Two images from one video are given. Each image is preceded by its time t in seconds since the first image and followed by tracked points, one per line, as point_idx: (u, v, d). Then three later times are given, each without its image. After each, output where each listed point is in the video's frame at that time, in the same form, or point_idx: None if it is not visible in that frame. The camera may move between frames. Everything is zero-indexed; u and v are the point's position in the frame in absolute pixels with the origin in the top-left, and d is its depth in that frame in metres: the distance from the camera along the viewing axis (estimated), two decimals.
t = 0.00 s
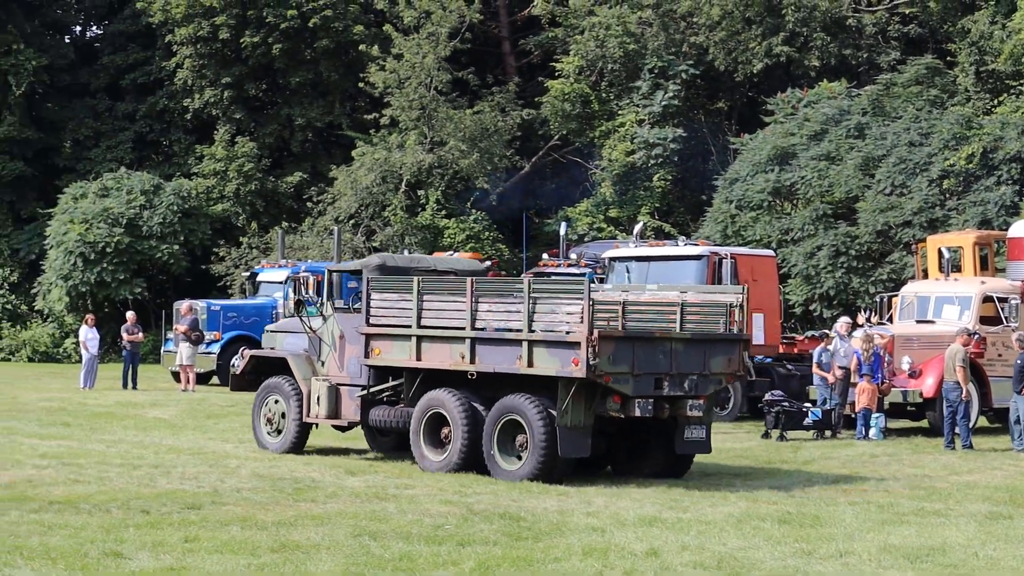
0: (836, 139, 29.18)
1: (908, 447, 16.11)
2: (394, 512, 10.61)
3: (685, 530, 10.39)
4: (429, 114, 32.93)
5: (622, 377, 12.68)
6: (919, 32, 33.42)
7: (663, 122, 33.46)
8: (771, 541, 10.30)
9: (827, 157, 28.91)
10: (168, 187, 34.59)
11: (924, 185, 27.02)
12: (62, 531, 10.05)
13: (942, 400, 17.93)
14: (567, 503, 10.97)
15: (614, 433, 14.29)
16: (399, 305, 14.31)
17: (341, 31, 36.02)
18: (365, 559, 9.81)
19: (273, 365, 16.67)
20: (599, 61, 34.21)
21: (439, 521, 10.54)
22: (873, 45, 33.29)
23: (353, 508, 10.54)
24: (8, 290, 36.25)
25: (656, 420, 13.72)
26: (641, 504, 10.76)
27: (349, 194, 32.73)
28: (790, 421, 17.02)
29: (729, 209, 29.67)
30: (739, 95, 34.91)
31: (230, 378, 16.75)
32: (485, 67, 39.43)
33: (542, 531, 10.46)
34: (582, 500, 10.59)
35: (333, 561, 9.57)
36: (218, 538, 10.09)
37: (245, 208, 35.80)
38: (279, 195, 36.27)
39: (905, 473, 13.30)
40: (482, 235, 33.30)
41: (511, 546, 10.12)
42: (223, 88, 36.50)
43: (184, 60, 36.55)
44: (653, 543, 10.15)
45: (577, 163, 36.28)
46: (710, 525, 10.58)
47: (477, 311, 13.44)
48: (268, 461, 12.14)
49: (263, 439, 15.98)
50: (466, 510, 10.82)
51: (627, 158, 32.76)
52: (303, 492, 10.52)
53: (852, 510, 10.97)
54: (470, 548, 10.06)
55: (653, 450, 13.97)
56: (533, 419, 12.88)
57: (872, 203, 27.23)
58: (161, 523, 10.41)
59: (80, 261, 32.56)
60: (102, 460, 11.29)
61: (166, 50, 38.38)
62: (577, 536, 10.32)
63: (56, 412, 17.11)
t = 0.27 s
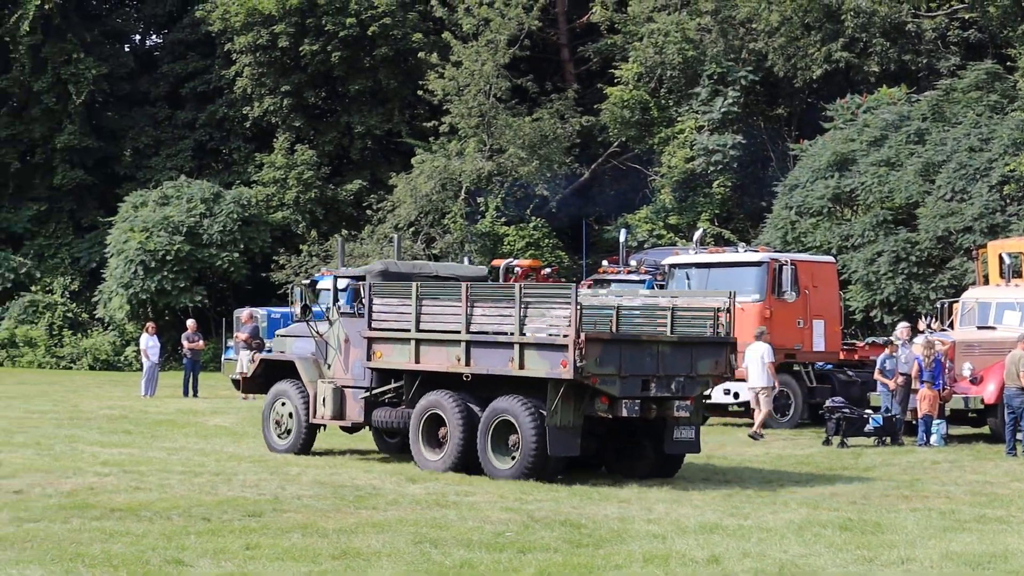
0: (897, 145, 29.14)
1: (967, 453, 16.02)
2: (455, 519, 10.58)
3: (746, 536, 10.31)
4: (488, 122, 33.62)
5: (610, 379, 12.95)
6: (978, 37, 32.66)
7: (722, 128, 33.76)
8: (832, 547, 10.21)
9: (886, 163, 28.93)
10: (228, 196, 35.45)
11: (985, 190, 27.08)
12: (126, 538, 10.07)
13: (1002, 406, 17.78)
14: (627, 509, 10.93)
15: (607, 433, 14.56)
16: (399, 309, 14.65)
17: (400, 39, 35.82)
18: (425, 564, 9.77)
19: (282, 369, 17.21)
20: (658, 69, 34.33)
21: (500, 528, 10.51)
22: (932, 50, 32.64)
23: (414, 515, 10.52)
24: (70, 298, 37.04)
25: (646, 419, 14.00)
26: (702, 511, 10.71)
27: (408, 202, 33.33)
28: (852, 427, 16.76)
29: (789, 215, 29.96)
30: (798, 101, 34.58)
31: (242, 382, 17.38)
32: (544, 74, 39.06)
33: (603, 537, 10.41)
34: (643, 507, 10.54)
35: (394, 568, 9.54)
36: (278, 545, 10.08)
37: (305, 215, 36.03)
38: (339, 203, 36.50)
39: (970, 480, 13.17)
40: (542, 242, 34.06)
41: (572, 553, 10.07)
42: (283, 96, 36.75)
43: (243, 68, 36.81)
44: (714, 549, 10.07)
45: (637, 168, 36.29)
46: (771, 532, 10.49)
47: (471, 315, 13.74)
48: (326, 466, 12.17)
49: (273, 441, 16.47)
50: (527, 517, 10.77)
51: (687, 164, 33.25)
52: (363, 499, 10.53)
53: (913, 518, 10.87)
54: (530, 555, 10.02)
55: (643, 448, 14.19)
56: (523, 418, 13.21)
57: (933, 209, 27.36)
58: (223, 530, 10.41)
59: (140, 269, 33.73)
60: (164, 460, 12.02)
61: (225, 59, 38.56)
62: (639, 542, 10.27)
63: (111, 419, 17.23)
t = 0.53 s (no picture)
0: (960, 149, 28.54)
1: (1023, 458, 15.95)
2: (520, 523, 10.57)
3: (811, 542, 10.27)
4: (550, 127, 32.86)
5: (621, 380, 13.38)
6: None
7: (785, 133, 32.89)
8: (898, 553, 10.16)
9: (950, 167, 28.28)
10: (291, 201, 35.35)
11: None
12: (191, 544, 10.05)
13: None
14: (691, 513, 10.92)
15: (621, 433, 15.12)
16: (421, 312, 15.19)
17: (462, 44, 35.86)
18: (492, 569, 9.76)
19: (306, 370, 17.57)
20: (721, 72, 33.44)
21: (565, 532, 10.52)
22: (996, 54, 31.62)
23: (479, 520, 10.54)
24: (134, 302, 37.67)
25: (659, 420, 14.49)
26: (766, 515, 10.69)
27: (470, 207, 32.55)
28: (917, 432, 16.75)
29: (852, 219, 29.45)
30: (861, 105, 33.56)
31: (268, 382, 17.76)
32: (606, 79, 38.53)
33: (669, 542, 10.40)
34: (707, 511, 10.55)
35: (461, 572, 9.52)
36: (344, 550, 10.08)
37: (367, 221, 36.00)
38: (402, 208, 36.44)
39: None
40: (606, 246, 32.54)
41: (638, 559, 10.05)
42: (345, 102, 36.74)
43: (305, 73, 36.94)
44: (779, 555, 10.03)
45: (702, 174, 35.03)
46: (836, 537, 10.44)
47: (489, 318, 14.26)
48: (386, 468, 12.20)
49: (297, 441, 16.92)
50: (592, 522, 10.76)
51: (751, 169, 32.01)
52: (428, 504, 10.58)
53: (978, 523, 10.82)
54: (597, 560, 10.00)
55: (656, 450, 14.72)
56: (538, 418, 13.70)
57: (998, 213, 26.75)
58: (288, 535, 10.41)
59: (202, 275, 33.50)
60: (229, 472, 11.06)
61: (287, 65, 38.91)
62: (704, 547, 10.25)
63: (164, 425, 17.33)
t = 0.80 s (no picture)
0: None
1: None
2: (621, 530, 10.54)
3: (913, 549, 10.16)
4: (649, 132, 32.21)
5: (667, 382, 13.34)
6: None
7: (885, 138, 31.77)
8: (1002, 559, 10.02)
9: None
10: (390, 207, 34.53)
11: None
12: (291, 550, 9.98)
13: None
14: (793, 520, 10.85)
15: (667, 434, 15.06)
16: (474, 318, 15.26)
17: (561, 51, 35.21)
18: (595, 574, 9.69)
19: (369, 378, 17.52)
20: (820, 77, 32.65)
21: (666, 539, 10.49)
22: None
23: (581, 527, 10.53)
24: (233, 311, 37.24)
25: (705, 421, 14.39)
26: (868, 522, 10.61)
27: (570, 213, 32.07)
28: (1020, 438, 16.20)
29: (953, 223, 28.40)
30: (963, 108, 32.44)
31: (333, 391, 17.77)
32: (705, 84, 37.87)
33: (770, 549, 10.34)
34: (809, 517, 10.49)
35: None
36: (446, 557, 10.03)
37: (466, 227, 35.29)
38: (501, 214, 35.91)
39: None
40: (705, 252, 32.02)
41: (740, 565, 9.98)
42: (444, 109, 36.50)
43: (405, 79, 36.74)
44: (882, 561, 9.92)
45: (800, 180, 34.60)
46: (939, 544, 10.35)
47: (540, 323, 14.28)
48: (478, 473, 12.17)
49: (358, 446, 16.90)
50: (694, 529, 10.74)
51: (850, 174, 31.26)
52: (530, 510, 10.63)
53: None
54: (699, 567, 9.93)
55: (702, 451, 14.63)
56: (586, 418, 13.64)
57: None
58: (389, 541, 10.36)
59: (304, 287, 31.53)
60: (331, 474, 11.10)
61: (387, 71, 38.49)
62: (806, 554, 10.17)
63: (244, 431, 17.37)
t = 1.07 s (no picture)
0: None
1: None
2: (730, 536, 10.41)
3: None
4: (756, 137, 31.56)
5: (719, 384, 12.92)
6: None
7: (993, 140, 30.61)
8: None
9: None
10: (496, 215, 34.04)
11: None
12: (401, 557, 9.78)
13: None
14: (903, 525, 10.68)
15: (722, 436, 14.53)
16: (535, 325, 14.80)
17: (666, 56, 34.77)
18: None
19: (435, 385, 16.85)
20: (926, 80, 31.56)
21: (775, 545, 10.36)
22: None
23: (689, 533, 10.43)
24: (341, 319, 36.39)
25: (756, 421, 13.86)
26: (979, 527, 10.45)
27: (676, 219, 31.56)
28: None
29: None
30: None
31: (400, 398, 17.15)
32: (811, 89, 36.66)
33: (879, 554, 10.17)
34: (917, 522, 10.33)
35: None
36: (554, 563, 9.85)
37: (573, 234, 34.88)
38: (607, 221, 35.46)
39: None
40: (812, 256, 31.11)
41: (850, 570, 9.80)
42: (549, 116, 36.21)
43: (511, 87, 36.68)
44: (994, 565, 9.69)
45: (908, 183, 33.61)
46: None
47: (597, 328, 13.81)
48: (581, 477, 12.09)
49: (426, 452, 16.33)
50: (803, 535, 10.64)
51: (957, 176, 30.09)
52: (638, 518, 10.70)
53: None
54: (809, 571, 9.75)
55: (756, 451, 14.03)
56: (641, 420, 13.18)
57: None
58: (498, 548, 10.17)
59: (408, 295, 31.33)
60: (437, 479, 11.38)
61: (492, 79, 38.45)
62: (916, 559, 9.97)
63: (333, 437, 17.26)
